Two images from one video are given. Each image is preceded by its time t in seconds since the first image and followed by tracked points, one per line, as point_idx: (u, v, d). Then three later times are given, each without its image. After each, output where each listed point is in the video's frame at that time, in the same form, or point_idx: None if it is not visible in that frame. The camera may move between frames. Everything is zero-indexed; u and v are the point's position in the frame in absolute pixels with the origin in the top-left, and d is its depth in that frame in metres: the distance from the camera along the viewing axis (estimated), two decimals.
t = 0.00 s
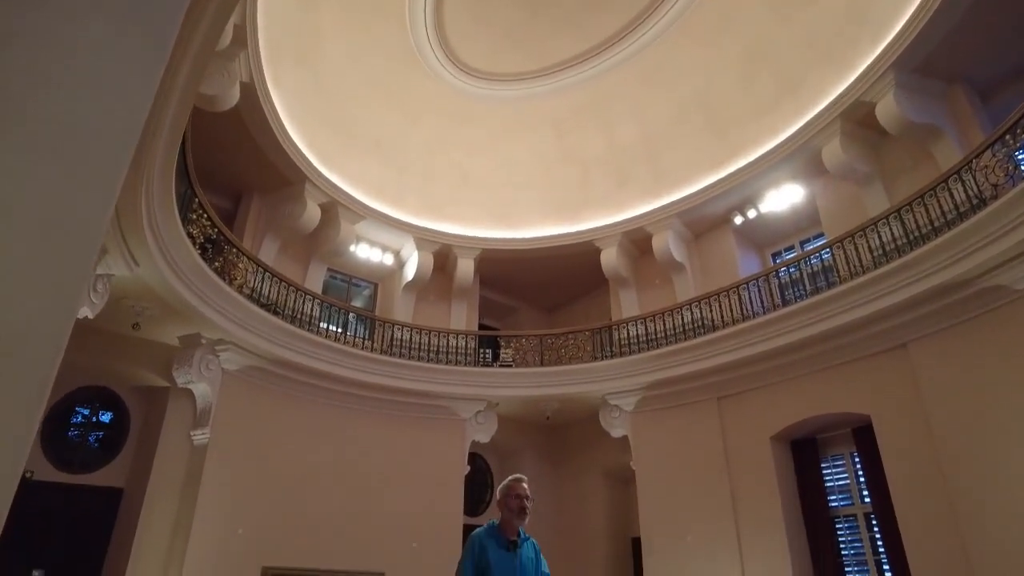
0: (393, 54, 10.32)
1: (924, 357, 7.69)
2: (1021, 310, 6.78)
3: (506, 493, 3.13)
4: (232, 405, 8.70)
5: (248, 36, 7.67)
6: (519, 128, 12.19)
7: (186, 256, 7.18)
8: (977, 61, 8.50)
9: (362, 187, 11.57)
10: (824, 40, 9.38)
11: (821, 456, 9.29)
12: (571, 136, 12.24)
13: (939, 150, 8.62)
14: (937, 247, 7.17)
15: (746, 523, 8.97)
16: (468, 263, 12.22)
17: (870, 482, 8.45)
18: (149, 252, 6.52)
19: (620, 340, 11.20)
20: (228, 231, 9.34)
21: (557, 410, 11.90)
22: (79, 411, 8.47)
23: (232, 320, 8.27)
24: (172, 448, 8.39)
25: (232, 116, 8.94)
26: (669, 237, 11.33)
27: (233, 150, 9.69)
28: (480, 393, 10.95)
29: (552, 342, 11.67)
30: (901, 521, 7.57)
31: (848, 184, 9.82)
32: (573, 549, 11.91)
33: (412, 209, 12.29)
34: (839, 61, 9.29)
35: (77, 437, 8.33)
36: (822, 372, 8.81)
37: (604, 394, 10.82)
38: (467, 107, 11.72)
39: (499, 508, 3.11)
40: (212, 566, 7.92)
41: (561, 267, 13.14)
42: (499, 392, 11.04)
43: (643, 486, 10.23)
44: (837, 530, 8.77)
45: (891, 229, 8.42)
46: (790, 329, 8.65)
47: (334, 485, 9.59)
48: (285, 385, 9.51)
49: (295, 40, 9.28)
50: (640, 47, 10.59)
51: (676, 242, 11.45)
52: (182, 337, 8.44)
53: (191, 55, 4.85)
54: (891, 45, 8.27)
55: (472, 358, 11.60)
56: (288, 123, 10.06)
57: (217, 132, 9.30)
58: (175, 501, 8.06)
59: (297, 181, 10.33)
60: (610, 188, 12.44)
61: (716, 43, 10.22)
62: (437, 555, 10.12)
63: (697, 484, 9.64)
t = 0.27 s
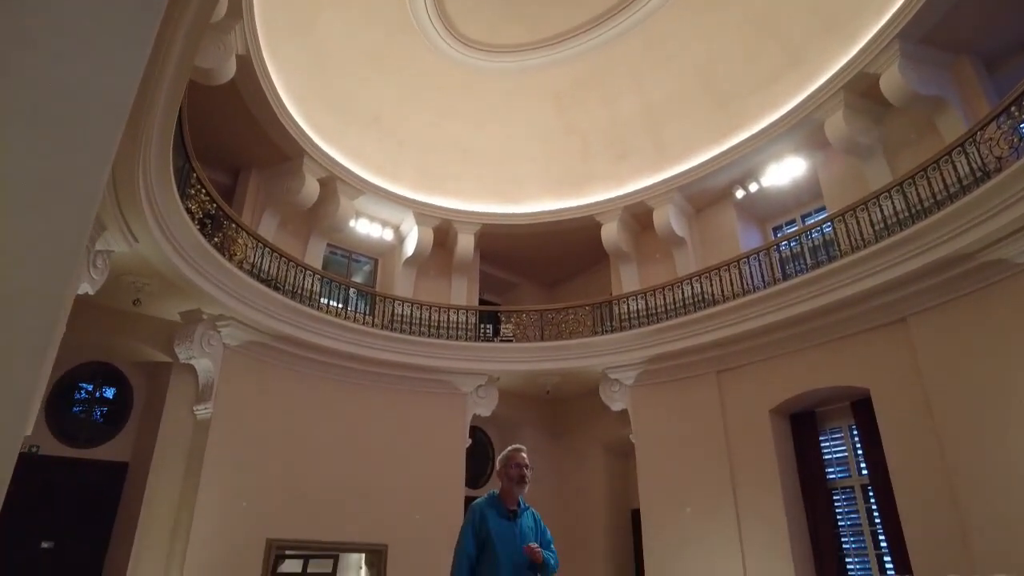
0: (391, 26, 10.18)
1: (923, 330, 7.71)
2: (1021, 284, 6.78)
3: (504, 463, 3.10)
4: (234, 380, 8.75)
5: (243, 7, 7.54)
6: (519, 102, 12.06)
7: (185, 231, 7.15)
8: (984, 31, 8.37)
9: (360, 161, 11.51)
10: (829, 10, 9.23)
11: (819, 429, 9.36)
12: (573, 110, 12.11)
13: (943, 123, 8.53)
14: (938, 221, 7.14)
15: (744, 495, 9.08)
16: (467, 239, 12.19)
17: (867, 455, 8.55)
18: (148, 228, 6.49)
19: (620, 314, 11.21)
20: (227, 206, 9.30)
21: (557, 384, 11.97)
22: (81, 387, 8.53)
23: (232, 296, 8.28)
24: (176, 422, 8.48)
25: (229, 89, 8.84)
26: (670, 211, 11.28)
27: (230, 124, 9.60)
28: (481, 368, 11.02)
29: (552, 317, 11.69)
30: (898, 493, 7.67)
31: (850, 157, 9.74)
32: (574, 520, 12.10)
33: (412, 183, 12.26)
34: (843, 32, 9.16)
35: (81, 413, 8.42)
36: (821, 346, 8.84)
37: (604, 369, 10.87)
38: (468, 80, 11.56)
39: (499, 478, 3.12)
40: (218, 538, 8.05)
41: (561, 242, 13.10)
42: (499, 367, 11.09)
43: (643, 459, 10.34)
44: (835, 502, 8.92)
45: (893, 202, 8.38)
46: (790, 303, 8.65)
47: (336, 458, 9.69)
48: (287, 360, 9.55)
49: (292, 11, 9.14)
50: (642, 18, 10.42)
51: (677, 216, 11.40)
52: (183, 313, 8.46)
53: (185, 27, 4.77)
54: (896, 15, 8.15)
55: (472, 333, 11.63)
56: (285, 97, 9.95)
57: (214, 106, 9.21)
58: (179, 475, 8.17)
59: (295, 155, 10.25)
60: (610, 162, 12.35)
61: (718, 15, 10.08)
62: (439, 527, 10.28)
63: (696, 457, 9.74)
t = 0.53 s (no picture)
0: None
1: (923, 305, 7.72)
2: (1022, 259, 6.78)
3: (504, 434, 3.05)
4: (236, 356, 8.80)
5: None
6: (518, 76, 11.96)
7: (184, 208, 7.13)
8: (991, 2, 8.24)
9: (359, 136, 11.43)
10: None
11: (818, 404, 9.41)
12: (574, 84, 12.00)
13: (948, 96, 8.45)
14: (939, 196, 7.11)
15: (742, 469, 9.18)
16: (468, 215, 12.15)
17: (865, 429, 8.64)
18: (148, 205, 6.48)
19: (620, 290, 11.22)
20: (227, 183, 9.25)
21: (558, 359, 12.03)
22: (84, 364, 8.58)
23: (233, 272, 8.28)
24: (179, 398, 8.55)
25: (225, 63, 8.74)
26: (672, 186, 11.23)
27: (228, 100, 9.51)
28: (481, 343, 11.06)
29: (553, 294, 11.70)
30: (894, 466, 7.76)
31: (853, 131, 9.66)
32: (574, 494, 12.25)
33: (413, 159, 12.17)
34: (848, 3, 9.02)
35: (85, 390, 8.50)
36: (821, 321, 8.86)
37: (605, 345, 10.92)
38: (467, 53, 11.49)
39: (499, 448, 3.09)
40: (223, 512, 8.17)
41: (562, 218, 13.06)
42: (500, 343, 11.14)
43: (643, 433, 10.44)
44: (833, 476, 8.99)
45: (896, 177, 8.32)
46: (790, 279, 8.66)
47: (339, 434, 9.79)
48: (289, 337, 9.59)
49: None
50: None
51: (679, 191, 11.35)
52: (184, 290, 8.47)
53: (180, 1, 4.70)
54: None
55: (473, 309, 11.65)
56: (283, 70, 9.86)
57: (211, 80, 9.11)
58: (184, 450, 8.27)
59: (294, 131, 10.18)
60: (612, 136, 12.25)
61: None
62: (441, 501, 10.41)
63: (695, 431, 9.83)
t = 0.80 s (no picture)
0: None
1: (923, 281, 7.71)
2: None
3: (502, 410, 3.08)
4: (238, 334, 8.82)
5: None
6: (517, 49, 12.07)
7: (183, 185, 7.08)
8: None
9: (355, 111, 11.28)
10: None
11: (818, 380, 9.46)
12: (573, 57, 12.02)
13: (952, 69, 8.34)
14: (942, 172, 7.06)
15: (742, 443, 9.27)
16: (467, 192, 12.08)
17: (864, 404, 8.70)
18: (147, 182, 6.45)
19: (621, 267, 11.21)
20: (226, 159, 9.19)
21: (559, 336, 12.06)
22: (86, 343, 8.57)
23: (233, 250, 8.27)
24: (182, 376, 8.60)
25: (222, 36, 8.61)
26: (673, 162, 11.15)
27: (225, 75, 9.40)
28: (482, 321, 11.08)
29: (554, 271, 11.69)
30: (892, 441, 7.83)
31: (856, 106, 9.56)
32: (574, 469, 12.39)
33: (411, 135, 12.04)
34: None
35: (88, 369, 8.51)
36: (822, 298, 8.86)
37: (605, 322, 10.94)
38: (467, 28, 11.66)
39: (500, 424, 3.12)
40: (228, 487, 8.27)
41: (562, 194, 12.99)
42: (500, 319, 11.16)
43: (643, 409, 10.52)
44: (831, 451, 9.08)
45: (899, 152, 8.26)
46: (792, 255, 8.64)
47: (341, 410, 9.86)
48: (290, 314, 9.61)
49: None
50: None
51: (680, 167, 11.27)
52: (184, 268, 8.47)
53: None
54: None
55: (473, 286, 11.64)
56: (279, 43, 9.80)
57: (206, 55, 8.99)
58: (188, 425, 8.35)
59: (292, 106, 10.08)
60: (613, 111, 12.11)
61: None
62: (443, 476, 10.54)
63: (695, 407, 9.89)
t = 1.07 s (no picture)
0: None
1: (923, 261, 7.71)
2: None
3: (503, 389, 3.08)
4: (238, 316, 8.83)
5: None
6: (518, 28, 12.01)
7: (181, 166, 7.04)
8: None
9: (352, 91, 11.15)
10: None
11: (817, 360, 9.49)
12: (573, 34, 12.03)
13: (956, 46, 8.25)
14: (944, 151, 7.02)
15: (740, 423, 9.33)
16: (467, 173, 12.03)
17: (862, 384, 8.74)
18: (144, 163, 6.41)
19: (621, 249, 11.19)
20: (223, 140, 9.13)
21: (558, 317, 12.09)
22: (87, 325, 8.61)
23: (233, 232, 8.25)
24: (183, 357, 8.64)
25: (217, 15, 8.51)
26: (673, 142, 11.07)
27: (221, 54, 9.31)
28: (482, 302, 11.09)
29: (554, 252, 11.67)
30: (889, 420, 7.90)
31: (859, 85, 9.48)
32: (574, 449, 12.48)
33: (409, 115, 11.89)
34: None
35: (90, 351, 8.56)
36: (821, 278, 8.86)
37: (605, 303, 10.95)
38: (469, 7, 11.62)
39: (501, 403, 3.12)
40: (230, 467, 8.34)
41: (562, 175, 12.93)
42: (500, 301, 11.17)
43: (642, 389, 10.57)
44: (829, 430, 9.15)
45: (901, 131, 8.20)
46: (792, 235, 8.62)
47: (342, 392, 9.91)
48: (291, 296, 9.61)
49: None
50: None
51: (680, 147, 11.19)
52: (184, 250, 8.47)
53: None
54: None
55: (473, 268, 11.62)
56: (275, 22, 9.73)
57: (201, 34, 8.89)
58: (190, 406, 8.41)
59: (289, 87, 10.00)
60: (613, 89, 12.01)
61: None
62: (444, 456, 10.63)
63: (694, 387, 9.95)
